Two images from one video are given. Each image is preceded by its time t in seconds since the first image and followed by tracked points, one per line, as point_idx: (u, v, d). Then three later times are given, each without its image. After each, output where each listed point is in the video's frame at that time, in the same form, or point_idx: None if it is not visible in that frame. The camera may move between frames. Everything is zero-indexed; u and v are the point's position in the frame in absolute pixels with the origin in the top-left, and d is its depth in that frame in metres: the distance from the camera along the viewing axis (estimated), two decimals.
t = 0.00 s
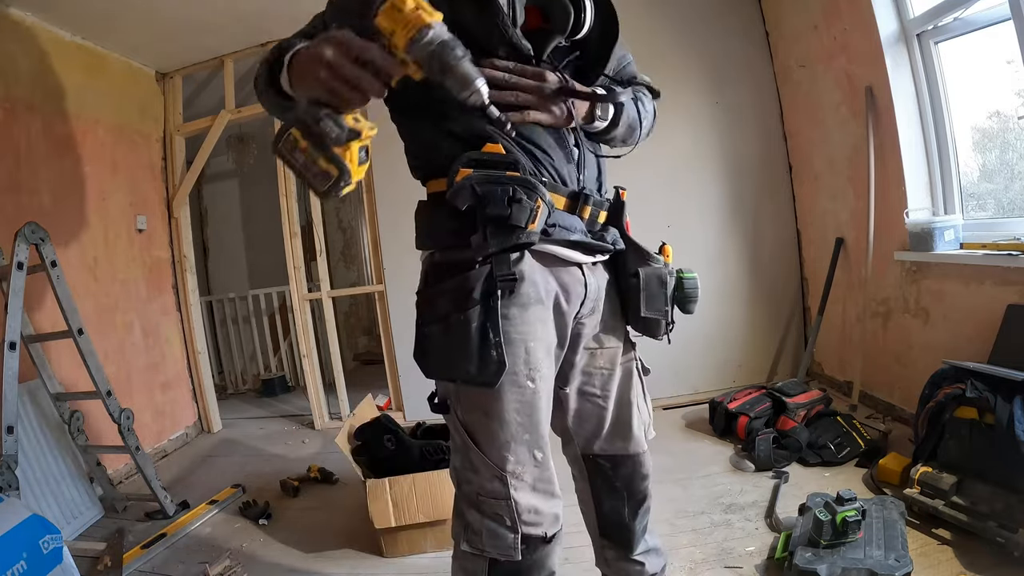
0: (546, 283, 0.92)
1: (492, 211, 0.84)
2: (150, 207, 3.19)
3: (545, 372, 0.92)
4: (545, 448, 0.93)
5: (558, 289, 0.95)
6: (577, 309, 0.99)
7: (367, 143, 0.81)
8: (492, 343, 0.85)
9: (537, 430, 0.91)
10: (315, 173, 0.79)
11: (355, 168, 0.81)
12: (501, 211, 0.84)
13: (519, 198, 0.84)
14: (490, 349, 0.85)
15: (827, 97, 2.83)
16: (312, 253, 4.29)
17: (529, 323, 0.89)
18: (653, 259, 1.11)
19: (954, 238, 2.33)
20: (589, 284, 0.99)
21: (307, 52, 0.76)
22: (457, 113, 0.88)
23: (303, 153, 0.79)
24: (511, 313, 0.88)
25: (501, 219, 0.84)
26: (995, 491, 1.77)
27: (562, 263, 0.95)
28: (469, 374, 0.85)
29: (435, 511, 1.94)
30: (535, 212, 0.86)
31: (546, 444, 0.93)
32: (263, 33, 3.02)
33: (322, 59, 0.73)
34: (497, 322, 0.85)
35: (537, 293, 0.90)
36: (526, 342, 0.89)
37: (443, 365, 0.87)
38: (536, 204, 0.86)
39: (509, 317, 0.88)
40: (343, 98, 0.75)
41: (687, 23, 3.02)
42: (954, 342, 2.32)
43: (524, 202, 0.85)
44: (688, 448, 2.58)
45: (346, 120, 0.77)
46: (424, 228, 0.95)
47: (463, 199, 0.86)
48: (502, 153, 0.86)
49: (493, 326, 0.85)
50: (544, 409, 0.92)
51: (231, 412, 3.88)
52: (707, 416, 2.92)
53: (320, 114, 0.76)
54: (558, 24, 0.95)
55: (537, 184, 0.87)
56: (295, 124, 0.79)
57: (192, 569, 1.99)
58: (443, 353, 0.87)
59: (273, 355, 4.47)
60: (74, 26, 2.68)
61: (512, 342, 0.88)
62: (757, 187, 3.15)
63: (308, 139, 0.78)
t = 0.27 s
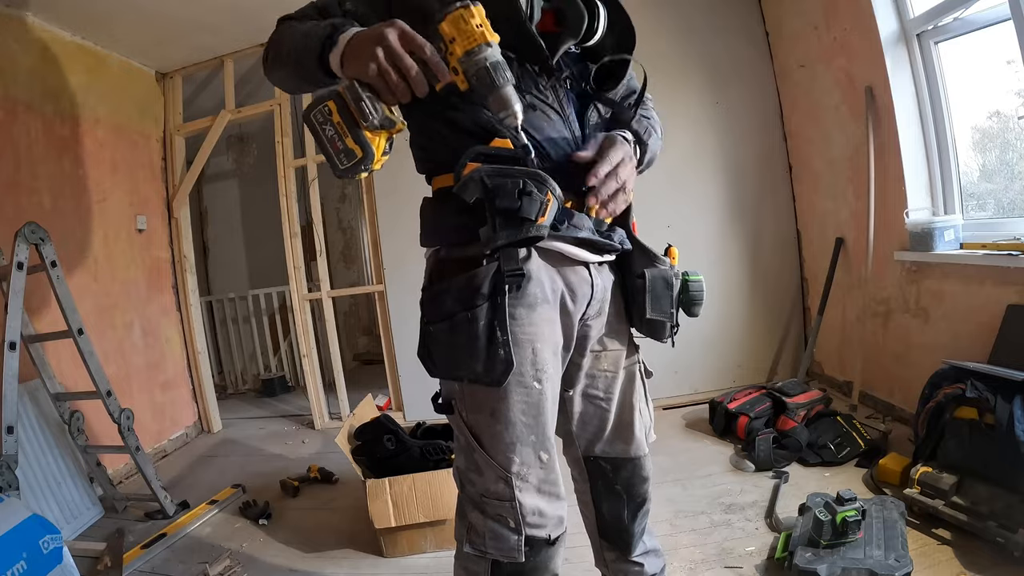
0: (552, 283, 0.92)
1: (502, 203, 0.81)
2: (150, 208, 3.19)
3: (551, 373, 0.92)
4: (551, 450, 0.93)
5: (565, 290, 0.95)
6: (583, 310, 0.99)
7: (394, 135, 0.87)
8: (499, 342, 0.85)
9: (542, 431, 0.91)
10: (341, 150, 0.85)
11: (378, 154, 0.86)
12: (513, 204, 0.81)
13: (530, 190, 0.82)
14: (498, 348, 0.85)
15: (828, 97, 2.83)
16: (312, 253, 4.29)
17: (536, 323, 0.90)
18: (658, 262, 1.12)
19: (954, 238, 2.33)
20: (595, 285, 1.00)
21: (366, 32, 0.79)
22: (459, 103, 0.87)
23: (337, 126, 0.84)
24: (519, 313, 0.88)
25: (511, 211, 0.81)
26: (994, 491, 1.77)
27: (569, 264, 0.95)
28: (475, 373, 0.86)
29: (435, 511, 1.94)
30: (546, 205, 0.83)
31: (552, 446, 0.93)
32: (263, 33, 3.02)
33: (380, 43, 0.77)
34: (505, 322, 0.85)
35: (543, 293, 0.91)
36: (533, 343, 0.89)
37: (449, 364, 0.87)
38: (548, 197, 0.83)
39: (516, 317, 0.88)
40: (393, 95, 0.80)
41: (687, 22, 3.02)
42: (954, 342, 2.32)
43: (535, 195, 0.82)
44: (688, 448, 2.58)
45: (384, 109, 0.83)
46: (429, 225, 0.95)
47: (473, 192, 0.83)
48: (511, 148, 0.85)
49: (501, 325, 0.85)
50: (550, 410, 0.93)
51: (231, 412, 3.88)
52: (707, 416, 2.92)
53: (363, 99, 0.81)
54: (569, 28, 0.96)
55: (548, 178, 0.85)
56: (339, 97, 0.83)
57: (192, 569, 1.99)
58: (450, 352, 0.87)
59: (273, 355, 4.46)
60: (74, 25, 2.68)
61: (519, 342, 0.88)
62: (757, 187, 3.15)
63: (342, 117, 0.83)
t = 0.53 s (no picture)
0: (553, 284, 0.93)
1: (497, 211, 0.80)
2: (150, 208, 3.19)
3: (550, 373, 0.93)
4: (549, 448, 0.93)
5: (565, 291, 0.96)
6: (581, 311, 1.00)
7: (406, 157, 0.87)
8: (498, 342, 0.85)
9: (541, 431, 0.92)
10: (346, 156, 0.86)
11: (381, 173, 0.86)
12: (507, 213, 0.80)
13: (524, 198, 0.80)
14: (497, 348, 0.85)
15: (828, 97, 2.83)
16: (312, 253, 4.29)
17: (536, 324, 0.90)
18: (656, 263, 1.12)
19: (954, 238, 2.33)
20: (594, 286, 1.01)
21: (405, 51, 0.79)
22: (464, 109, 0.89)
23: (351, 132, 0.85)
24: (519, 313, 0.89)
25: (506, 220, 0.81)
26: (995, 491, 1.77)
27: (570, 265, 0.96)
28: (475, 372, 0.86)
29: (434, 511, 1.94)
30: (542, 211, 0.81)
31: (550, 445, 0.93)
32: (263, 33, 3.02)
33: (416, 67, 0.77)
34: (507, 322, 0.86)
35: (544, 294, 0.92)
36: (533, 343, 0.90)
37: (449, 363, 0.87)
38: (542, 204, 0.81)
39: (516, 318, 0.88)
40: (415, 119, 0.80)
41: (687, 22, 3.02)
42: (954, 342, 2.32)
43: (529, 202, 0.80)
44: (688, 448, 2.58)
45: (402, 132, 0.83)
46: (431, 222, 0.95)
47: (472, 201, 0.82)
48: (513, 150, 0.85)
49: (501, 325, 0.86)
50: (549, 410, 0.93)
51: (231, 412, 3.88)
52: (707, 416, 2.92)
53: (382, 114, 0.81)
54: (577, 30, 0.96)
55: (545, 184, 0.82)
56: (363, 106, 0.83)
57: (192, 569, 1.99)
58: (450, 352, 0.87)
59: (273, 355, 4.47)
60: (74, 25, 2.68)
61: (519, 343, 0.88)
62: (757, 187, 3.15)
63: (358, 127, 0.84)
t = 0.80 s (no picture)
0: (553, 289, 0.93)
1: (464, 248, 0.83)
2: (150, 208, 3.19)
3: (551, 378, 0.93)
4: (549, 450, 0.93)
5: (565, 295, 0.96)
6: (580, 313, 1.00)
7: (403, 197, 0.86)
8: (497, 347, 0.85)
9: (542, 433, 0.92)
10: (342, 188, 0.85)
11: (373, 211, 0.84)
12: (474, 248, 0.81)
13: (483, 232, 0.79)
14: (495, 354, 0.85)
15: (828, 97, 2.83)
16: (312, 253, 4.29)
17: (536, 328, 0.90)
18: (653, 264, 1.12)
19: (954, 238, 2.33)
20: (593, 289, 1.02)
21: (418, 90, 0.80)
22: (467, 108, 0.90)
23: (351, 163, 0.84)
24: (519, 318, 0.89)
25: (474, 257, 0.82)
26: (994, 491, 1.77)
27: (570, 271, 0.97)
28: (475, 376, 0.86)
29: (434, 511, 1.94)
30: (503, 245, 0.79)
31: (550, 446, 0.93)
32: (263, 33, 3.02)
33: (419, 111, 0.77)
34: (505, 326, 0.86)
35: (546, 298, 0.92)
36: (533, 347, 0.90)
37: (450, 366, 0.88)
38: (502, 236, 0.79)
39: (516, 322, 0.89)
40: (416, 164, 0.81)
41: (687, 22, 3.02)
42: (954, 342, 2.32)
43: (487, 238, 0.79)
44: (688, 448, 2.58)
45: (400, 173, 0.83)
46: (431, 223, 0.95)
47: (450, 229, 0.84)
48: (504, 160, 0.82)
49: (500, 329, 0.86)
50: (549, 412, 0.93)
51: (231, 412, 3.88)
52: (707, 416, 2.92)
53: (385, 154, 0.82)
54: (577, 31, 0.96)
55: (506, 214, 0.79)
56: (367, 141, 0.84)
57: (192, 569, 1.99)
58: (451, 355, 0.87)
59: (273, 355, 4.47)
60: (74, 25, 2.68)
61: (518, 348, 0.88)
62: (757, 187, 3.15)
63: (359, 161, 0.84)
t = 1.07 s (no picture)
0: (555, 294, 0.93)
1: (478, 266, 0.79)
2: (150, 208, 3.19)
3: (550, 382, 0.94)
4: (544, 452, 0.93)
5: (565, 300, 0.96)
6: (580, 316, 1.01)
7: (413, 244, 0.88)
8: (499, 352, 0.84)
9: (537, 435, 0.92)
10: (357, 236, 0.84)
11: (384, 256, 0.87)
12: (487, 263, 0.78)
13: (501, 249, 0.77)
14: (497, 359, 0.85)
15: (828, 97, 2.83)
16: (312, 253, 4.29)
17: (537, 332, 0.91)
18: (647, 266, 1.12)
19: (954, 238, 2.33)
20: (591, 292, 1.02)
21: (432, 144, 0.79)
22: (474, 112, 0.91)
23: (365, 213, 0.84)
24: (521, 323, 0.89)
25: (487, 274, 0.79)
26: (994, 491, 1.77)
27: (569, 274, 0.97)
28: (475, 380, 0.85)
29: (435, 511, 1.94)
30: (521, 261, 0.78)
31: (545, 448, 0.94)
32: (263, 33, 3.02)
33: (425, 166, 0.77)
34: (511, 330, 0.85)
35: (547, 303, 0.92)
36: (533, 351, 0.91)
37: (448, 368, 0.87)
38: (521, 253, 0.78)
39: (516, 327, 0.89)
40: (422, 218, 0.81)
41: (688, 23, 3.02)
42: (954, 342, 2.32)
43: (507, 254, 0.77)
44: (688, 448, 2.58)
45: (411, 225, 0.84)
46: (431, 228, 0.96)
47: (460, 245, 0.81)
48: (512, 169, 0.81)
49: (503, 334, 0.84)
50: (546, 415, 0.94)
51: (231, 412, 3.88)
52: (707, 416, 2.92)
53: (400, 208, 0.83)
54: (585, 35, 0.97)
55: (525, 229, 0.78)
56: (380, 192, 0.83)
57: (192, 569, 1.99)
58: (450, 358, 0.86)
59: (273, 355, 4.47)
60: (74, 25, 2.68)
61: (519, 351, 0.90)
62: (757, 187, 3.15)
63: (375, 211, 0.83)
